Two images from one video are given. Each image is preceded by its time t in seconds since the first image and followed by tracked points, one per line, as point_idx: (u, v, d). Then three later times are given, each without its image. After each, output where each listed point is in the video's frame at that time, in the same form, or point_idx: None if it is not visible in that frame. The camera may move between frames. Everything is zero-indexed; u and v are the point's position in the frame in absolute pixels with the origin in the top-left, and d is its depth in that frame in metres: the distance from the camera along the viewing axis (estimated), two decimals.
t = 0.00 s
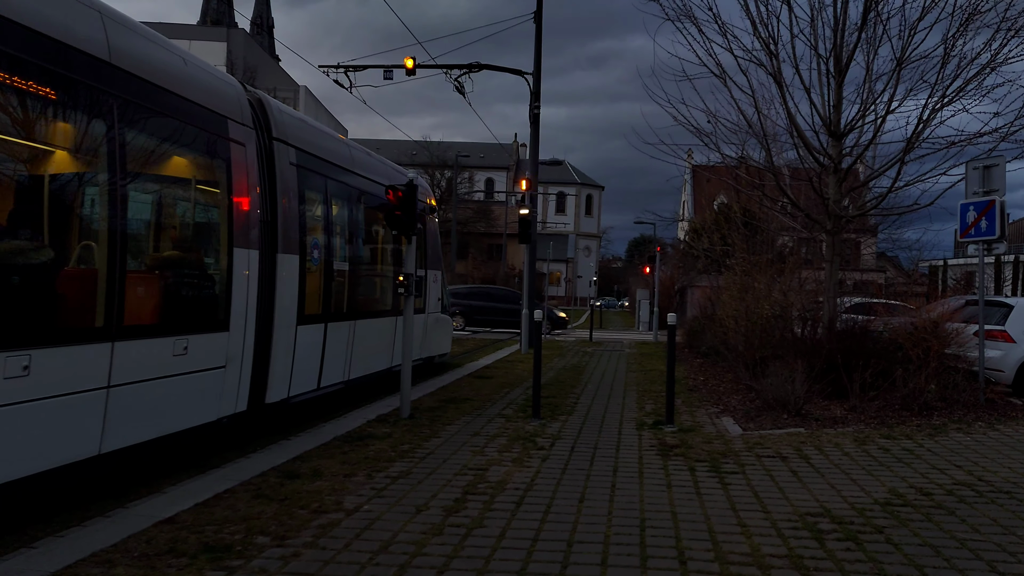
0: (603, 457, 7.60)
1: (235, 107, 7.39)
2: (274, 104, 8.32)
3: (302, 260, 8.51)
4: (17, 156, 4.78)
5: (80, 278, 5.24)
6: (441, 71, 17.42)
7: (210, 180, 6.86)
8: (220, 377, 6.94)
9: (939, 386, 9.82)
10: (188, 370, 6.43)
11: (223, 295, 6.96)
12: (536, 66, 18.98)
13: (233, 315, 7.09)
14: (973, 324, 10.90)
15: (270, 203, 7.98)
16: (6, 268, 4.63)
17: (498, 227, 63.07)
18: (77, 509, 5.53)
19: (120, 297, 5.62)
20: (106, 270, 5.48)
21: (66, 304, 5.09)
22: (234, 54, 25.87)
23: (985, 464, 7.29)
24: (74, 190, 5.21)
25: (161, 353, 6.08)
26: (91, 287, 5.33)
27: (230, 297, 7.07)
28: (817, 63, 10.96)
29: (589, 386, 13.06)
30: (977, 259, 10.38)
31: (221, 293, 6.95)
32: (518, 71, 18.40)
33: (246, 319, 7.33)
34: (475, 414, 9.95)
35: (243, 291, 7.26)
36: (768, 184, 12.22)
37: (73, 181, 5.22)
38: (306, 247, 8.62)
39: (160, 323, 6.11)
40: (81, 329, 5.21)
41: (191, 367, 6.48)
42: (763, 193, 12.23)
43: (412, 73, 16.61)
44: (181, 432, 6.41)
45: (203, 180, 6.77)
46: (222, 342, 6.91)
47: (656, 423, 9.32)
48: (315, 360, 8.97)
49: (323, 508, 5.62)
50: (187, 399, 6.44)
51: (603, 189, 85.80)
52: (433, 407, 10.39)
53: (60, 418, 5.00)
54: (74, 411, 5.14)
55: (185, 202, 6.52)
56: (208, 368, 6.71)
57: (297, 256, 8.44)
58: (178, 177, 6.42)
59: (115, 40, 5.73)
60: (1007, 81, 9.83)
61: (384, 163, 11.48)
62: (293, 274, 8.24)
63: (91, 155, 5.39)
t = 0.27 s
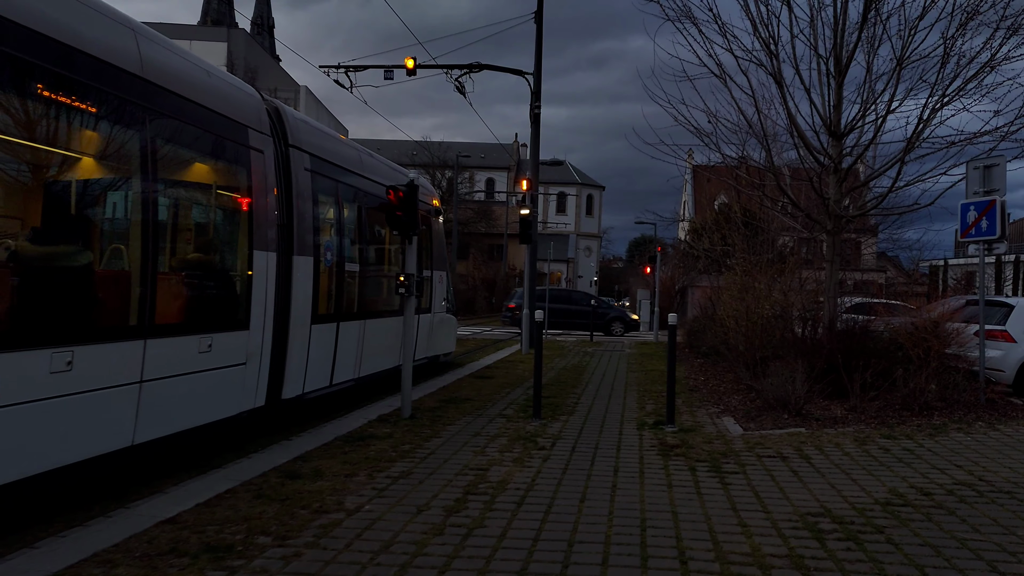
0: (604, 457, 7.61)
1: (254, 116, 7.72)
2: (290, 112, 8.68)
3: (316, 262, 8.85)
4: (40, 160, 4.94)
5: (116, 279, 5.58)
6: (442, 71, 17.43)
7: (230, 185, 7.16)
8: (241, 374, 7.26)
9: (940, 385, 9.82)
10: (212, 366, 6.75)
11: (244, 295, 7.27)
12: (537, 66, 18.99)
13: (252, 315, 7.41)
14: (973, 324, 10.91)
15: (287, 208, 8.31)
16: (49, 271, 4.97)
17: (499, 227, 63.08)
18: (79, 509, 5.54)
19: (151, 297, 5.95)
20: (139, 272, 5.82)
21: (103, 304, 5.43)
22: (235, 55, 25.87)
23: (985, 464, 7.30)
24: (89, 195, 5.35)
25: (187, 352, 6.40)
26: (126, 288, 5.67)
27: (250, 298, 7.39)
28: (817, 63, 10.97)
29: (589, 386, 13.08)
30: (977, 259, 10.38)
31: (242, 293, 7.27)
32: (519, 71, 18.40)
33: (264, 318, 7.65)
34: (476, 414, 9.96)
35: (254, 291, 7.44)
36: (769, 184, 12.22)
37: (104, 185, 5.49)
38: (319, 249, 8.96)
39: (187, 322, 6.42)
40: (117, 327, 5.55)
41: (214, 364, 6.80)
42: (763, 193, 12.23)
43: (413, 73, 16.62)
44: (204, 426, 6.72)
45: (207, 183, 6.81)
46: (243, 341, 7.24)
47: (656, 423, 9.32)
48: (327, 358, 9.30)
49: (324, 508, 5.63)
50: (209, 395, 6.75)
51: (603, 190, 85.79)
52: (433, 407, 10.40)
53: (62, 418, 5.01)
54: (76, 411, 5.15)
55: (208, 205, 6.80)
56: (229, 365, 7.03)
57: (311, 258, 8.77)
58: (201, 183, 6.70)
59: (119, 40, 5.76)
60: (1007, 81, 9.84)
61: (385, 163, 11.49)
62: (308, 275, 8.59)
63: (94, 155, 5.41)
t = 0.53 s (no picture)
0: (604, 457, 7.61)
1: (270, 124, 8.03)
2: (304, 120, 9.02)
3: (328, 262, 9.17)
4: (74, 168, 5.16)
5: (146, 280, 5.87)
6: (443, 71, 17.43)
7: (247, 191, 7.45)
8: (258, 371, 7.56)
9: (940, 385, 9.82)
10: (232, 363, 7.05)
11: (260, 294, 7.57)
12: (538, 66, 18.99)
13: (269, 314, 7.72)
14: (974, 324, 10.90)
15: (301, 210, 8.64)
16: (87, 271, 5.24)
17: (500, 227, 63.10)
18: (81, 509, 5.54)
19: (177, 297, 6.24)
20: (167, 272, 6.12)
21: (134, 303, 5.73)
22: (236, 55, 25.87)
23: (986, 464, 7.30)
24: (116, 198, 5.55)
25: (209, 349, 6.70)
26: (154, 288, 5.96)
27: (267, 297, 7.70)
28: (818, 63, 10.97)
29: (590, 386, 13.08)
30: (978, 259, 10.37)
31: (260, 293, 7.57)
32: (520, 72, 18.41)
33: (281, 316, 7.97)
34: (477, 414, 9.97)
35: (255, 291, 7.48)
36: (770, 184, 12.21)
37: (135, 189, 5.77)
38: (331, 250, 9.28)
39: (209, 321, 6.72)
40: (146, 325, 5.84)
41: (234, 360, 7.11)
42: (764, 194, 12.22)
43: (414, 73, 16.62)
44: (224, 420, 7.01)
45: (210, 185, 6.80)
46: (261, 339, 7.55)
47: (657, 423, 9.32)
48: (338, 355, 9.61)
49: (325, 508, 5.63)
50: (229, 391, 7.04)
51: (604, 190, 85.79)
52: (434, 407, 10.41)
53: (64, 418, 5.02)
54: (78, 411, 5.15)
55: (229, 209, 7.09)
56: (247, 361, 7.32)
57: (324, 259, 9.10)
58: (221, 187, 6.96)
59: (122, 41, 5.77)
60: (1008, 80, 9.82)
61: (386, 164, 11.52)
62: (321, 276, 8.91)
63: (98, 156, 5.39)
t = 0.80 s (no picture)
0: (606, 457, 7.60)
1: (285, 128, 8.32)
2: (317, 125, 9.34)
3: (340, 262, 9.49)
4: (108, 176, 5.44)
5: (171, 281, 6.15)
6: (445, 70, 17.42)
7: (264, 194, 7.73)
8: (274, 367, 7.85)
9: (942, 384, 9.82)
10: (251, 359, 7.35)
11: (275, 293, 7.86)
12: (540, 65, 18.98)
13: (285, 312, 8.03)
14: (976, 323, 10.87)
15: (315, 212, 8.95)
16: (117, 272, 5.52)
17: (501, 226, 63.09)
18: (82, 509, 5.53)
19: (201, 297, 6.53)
20: (191, 272, 6.40)
21: (161, 302, 6.01)
22: (237, 55, 25.86)
23: (988, 463, 7.29)
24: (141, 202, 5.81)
25: (230, 346, 6.99)
26: (178, 288, 6.23)
27: (283, 296, 8.01)
28: (820, 62, 10.95)
29: (591, 385, 13.08)
30: (980, 257, 10.35)
31: (275, 292, 7.87)
32: (522, 70, 18.40)
33: (296, 314, 8.27)
34: (478, 413, 9.97)
35: (257, 290, 7.49)
36: (772, 183, 12.20)
37: (160, 194, 6.05)
38: (343, 251, 9.61)
39: (228, 319, 6.99)
40: (171, 323, 6.12)
41: (252, 357, 7.39)
42: (766, 192, 12.20)
43: (416, 72, 16.61)
44: (242, 414, 7.29)
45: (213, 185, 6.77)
46: (276, 336, 7.84)
47: (659, 422, 9.31)
48: (348, 353, 9.90)
49: (327, 507, 5.63)
50: (246, 386, 7.32)
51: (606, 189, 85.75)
52: (436, 407, 10.41)
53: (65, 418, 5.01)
54: (80, 411, 5.15)
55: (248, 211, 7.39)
56: (263, 359, 7.61)
57: (335, 259, 9.41)
58: (238, 190, 7.22)
59: (124, 40, 5.77)
60: (1011, 79, 9.81)
61: (390, 163, 11.61)
62: (334, 275, 9.22)
63: (101, 156, 5.37)
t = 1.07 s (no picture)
0: (608, 456, 7.60)
1: (298, 133, 8.56)
2: (328, 129, 9.57)
3: (349, 262, 9.73)
4: (133, 179, 5.68)
5: (190, 281, 6.38)
6: (446, 70, 17.42)
7: (276, 197, 7.95)
8: (286, 364, 8.08)
9: (944, 383, 9.80)
10: (264, 356, 7.59)
11: (289, 293, 8.10)
12: (540, 64, 18.98)
13: (297, 310, 8.27)
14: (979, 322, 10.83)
15: (326, 213, 9.20)
16: (141, 271, 5.77)
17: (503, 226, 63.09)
18: (83, 509, 5.52)
19: (219, 296, 6.77)
20: (209, 272, 6.64)
21: (181, 302, 6.25)
22: (238, 54, 25.88)
23: (990, 461, 7.29)
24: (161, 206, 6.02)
25: (245, 344, 7.22)
26: (197, 288, 6.46)
27: (295, 294, 8.25)
28: (822, 60, 10.95)
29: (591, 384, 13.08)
30: (982, 256, 10.34)
31: (288, 291, 8.10)
32: (523, 70, 18.40)
33: (307, 313, 8.52)
34: (480, 412, 9.98)
35: (258, 288, 7.47)
36: (773, 181, 12.20)
37: (180, 196, 6.27)
38: (352, 251, 9.86)
39: (245, 317, 7.24)
40: (190, 321, 6.35)
41: (265, 354, 7.63)
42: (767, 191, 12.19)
43: (416, 72, 16.61)
44: (256, 409, 7.51)
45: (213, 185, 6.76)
46: (289, 334, 8.09)
47: (661, 421, 9.31)
48: (357, 351, 10.14)
49: (328, 506, 5.64)
50: (260, 383, 7.55)
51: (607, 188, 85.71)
52: (438, 406, 10.42)
53: (67, 418, 5.02)
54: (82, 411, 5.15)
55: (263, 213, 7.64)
56: (277, 357, 7.86)
57: (344, 259, 9.66)
58: (251, 192, 7.42)
59: (126, 40, 5.80)
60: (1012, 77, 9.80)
61: (392, 163, 11.68)
62: (342, 275, 9.47)
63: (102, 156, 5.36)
